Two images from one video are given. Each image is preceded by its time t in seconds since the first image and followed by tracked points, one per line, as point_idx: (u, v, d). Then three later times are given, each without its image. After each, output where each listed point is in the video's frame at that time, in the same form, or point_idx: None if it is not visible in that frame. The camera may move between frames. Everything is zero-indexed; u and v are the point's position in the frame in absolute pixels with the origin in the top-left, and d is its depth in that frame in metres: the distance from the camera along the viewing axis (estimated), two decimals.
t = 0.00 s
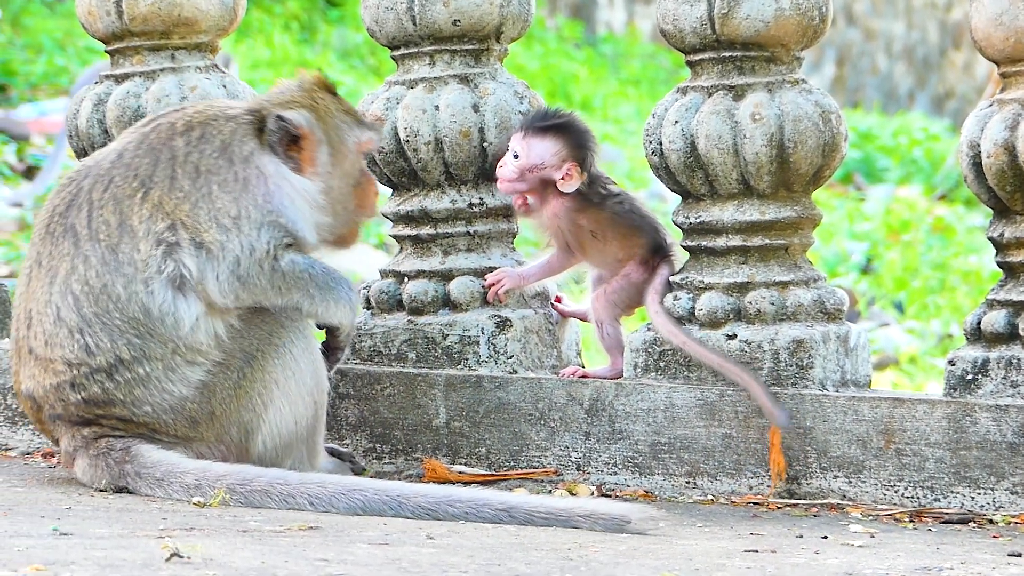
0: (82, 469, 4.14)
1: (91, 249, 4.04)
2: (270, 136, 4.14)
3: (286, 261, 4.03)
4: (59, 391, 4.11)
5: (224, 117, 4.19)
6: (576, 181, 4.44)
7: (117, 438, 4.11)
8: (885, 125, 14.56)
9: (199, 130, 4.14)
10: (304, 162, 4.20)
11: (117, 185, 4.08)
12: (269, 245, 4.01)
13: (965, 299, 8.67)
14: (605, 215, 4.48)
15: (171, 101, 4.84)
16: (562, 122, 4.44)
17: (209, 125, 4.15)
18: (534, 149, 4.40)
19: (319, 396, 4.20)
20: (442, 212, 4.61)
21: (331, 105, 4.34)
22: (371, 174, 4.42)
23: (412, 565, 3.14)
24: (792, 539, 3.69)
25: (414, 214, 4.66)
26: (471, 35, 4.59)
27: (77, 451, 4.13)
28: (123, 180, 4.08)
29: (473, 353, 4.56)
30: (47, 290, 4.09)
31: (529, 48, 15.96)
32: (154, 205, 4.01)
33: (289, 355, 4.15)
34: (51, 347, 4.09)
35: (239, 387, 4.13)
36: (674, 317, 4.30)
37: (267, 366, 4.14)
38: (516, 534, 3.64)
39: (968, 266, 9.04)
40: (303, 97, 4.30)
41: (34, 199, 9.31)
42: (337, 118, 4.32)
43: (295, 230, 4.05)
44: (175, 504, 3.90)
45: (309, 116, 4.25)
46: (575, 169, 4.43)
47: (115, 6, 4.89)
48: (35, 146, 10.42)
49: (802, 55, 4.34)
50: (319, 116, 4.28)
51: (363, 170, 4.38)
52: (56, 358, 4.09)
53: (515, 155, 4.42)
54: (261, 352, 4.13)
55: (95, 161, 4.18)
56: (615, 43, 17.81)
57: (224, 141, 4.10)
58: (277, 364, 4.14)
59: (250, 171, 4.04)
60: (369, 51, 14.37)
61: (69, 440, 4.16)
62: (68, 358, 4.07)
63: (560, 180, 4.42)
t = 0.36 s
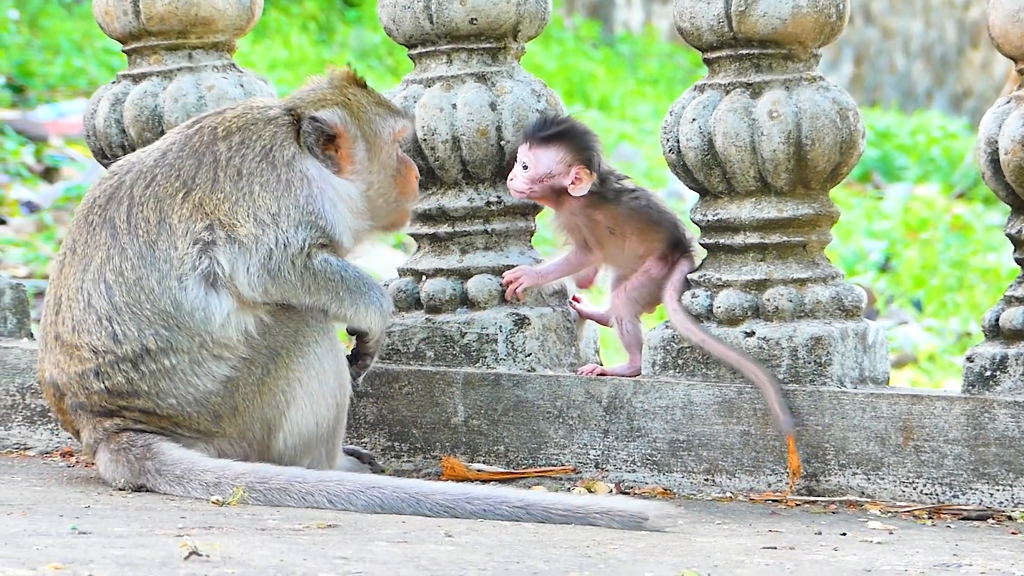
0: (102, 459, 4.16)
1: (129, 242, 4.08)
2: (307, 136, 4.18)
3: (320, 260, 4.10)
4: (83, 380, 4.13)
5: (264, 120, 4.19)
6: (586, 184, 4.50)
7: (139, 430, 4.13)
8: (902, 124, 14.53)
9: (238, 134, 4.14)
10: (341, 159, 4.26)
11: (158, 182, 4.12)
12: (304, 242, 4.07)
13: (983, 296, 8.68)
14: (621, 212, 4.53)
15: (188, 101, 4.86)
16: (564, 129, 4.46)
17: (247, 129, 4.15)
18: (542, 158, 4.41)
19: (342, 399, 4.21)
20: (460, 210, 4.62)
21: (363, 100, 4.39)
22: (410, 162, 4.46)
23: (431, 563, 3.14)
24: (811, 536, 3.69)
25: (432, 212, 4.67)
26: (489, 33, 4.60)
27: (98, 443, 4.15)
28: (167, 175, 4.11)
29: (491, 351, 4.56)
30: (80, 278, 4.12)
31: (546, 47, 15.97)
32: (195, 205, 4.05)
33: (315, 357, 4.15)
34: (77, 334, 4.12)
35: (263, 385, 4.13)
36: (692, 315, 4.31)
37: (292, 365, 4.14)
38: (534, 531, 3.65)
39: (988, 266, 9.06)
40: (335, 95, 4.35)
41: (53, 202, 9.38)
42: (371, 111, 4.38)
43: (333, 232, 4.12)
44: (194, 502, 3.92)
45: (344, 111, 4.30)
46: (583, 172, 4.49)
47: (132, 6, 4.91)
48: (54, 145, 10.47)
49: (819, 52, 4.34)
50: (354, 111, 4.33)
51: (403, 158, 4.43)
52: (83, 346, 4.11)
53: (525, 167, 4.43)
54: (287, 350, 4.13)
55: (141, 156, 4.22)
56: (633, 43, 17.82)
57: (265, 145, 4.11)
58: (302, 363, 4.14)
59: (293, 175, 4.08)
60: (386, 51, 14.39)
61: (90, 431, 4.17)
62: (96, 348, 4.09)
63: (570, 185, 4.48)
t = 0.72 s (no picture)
0: (117, 466, 4.17)
1: (130, 247, 4.09)
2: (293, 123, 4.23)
3: (326, 257, 4.14)
4: (94, 388, 4.13)
5: (252, 115, 4.23)
6: (597, 186, 4.50)
7: (153, 435, 4.14)
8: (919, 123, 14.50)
9: (228, 130, 4.18)
10: (330, 145, 4.33)
11: (152, 183, 4.14)
12: (308, 242, 4.11)
13: (1000, 295, 8.66)
14: (638, 212, 4.53)
15: (205, 99, 4.88)
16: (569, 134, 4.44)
17: (238, 124, 4.19)
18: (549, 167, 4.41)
19: (356, 395, 4.22)
20: (477, 210, 4.63)
21: (352, 86, 4.45)
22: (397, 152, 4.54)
23: (447, 563, 3.15)
24: (828, 536, 3.69)
25: (449, 212, 4.68)
26: (506, 32, 4.61)
27: (113, 448, 4.16)
28: (161, 177, 4.13)
29: (508, 350, 4.57)
30: (85, 286, 4.12)
31: (564, 46, 15.98)
32: (191, 205, 4.08)
33: (328, 355, 4.18)
34: (87, 341, 4.12)
35: (276, 384, 4.16)
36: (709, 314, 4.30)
37: (304, 363, 4.16)
38: (551, 531, 3.66)
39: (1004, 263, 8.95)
40: (324, 81, 4.39)
41: (70, 201, 9.44)
42: (360, 97, 4.44)
43: (332, 225, 4.16)
44: (211, 501, 3.94)
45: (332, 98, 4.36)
46: (593, 173, 4.49)
47: (149, 5, 4.93)
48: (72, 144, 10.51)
49: (836, 51, 4.34)
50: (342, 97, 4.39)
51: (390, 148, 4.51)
52: (93, 353, 4.11)
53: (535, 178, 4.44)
54: (299, 349, 4.16)
55: (131, 161, 4.22)
56: (651, 41, 17.83)
57: (256, 141, 4.15)
58: (314, 361, 4.17)
59: (285, 169, 4.12)
60: (404, 49, 14.41)
61: (104, 437, 4.18)
62: (106, 355, 4.10)
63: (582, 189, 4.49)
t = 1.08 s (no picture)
0: (133, 470, 4.19)
1: (145, 251, 4.11)
2: (314, 127, 4.23)
3: (342, 261, 4.15)
4: (110, 392, 4.15)
5: (272, 120, 4.24)
6: (623, 193, 4.50)
7: (168, 438, 4.16)
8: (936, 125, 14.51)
9: (247, 133, 4.20)
10: (352, 152, 4.34)
11: (168, 186, 4.16)
12: (324, 245, 4.12)
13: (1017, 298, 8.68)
14: (655, 215, 4.53)
15: (222, 102, 4.90)
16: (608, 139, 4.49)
17: (257, 128, 4.21)
18: (577, 165, 4.43)
19: (372, 399, 4.24)
20: (493, 212, 4.64)
21: (374, 93, 4.46)
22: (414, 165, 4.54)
23: (463, 565, 3.17)
24: (844, 538, 3.69)
25: (465, 214, 4.69)
26: (522, 35, 4.62)
27: (129, 452, 4.19)
28: (178, 180, 4.15)
29: (524, 353, 4.58)
30: (100, 289, 4.14)
31: (581, 48, 15.99)
32: (208, 208, 4.09)
33: (343, 359, 4.19)
34: (101, 345, 4.14)
35: (291, 388, 4.17)
36: (726, 317, 4.30)
37: (320, 366, 4.18)
38: (567, 533, 3.67)
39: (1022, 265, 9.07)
40: (347, 87, 4.42)
41: (87, 203, 9.48)
42: (382, 105, 4.44)
43: (349, 230, 4.17)
44: (227, 504, 3.96)
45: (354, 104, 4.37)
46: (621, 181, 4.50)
47: (165, 7, 4.95)
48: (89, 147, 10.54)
49: (852, 54, 4.34)
50: (365, 105, 4.40)
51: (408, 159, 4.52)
52: (108, 357, 4.14)
53: (559, 175, 4.46)
54: (314, 353, 4.18)
55: (146, 165, 4.24)
56: (668, 44, 17.84)
57: (274, 144, 4.17)
58: (330, 365, 4.19)
59: (302, 173, 4.14)
60: (421, 52, 14.44)
61: (120, 441, 4.20)
62: (121, 359, 4.12)
63: (607, 192, 4.49)
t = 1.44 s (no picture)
0: (146, 476, 4.20)
1: (157, 258, 4.13)
2: (320, 131, 4.27)
3: (354, 266, 4.18)
4: (123, 398, 4.17)
5: (278, 124, 4.27)
6: (632, 198, 4.48)
7: (181, 444, 4.17)
8: (949, 128, 14.53)
9: (255, 139, 4.22)
10: (360, 153, 4.38)
11: (180, 192, 4.18)
12: (335, 250, 4.16)
13: None
14: (665, 222, 4.54)
15: (234, 107, 4.92)
16: (615, 141, 4.47)
17: (264, 133, 4.24)
18: (588, 166, 4.42)
19: (385, 403, 4.24)
20: (506, 216, 4.65)
21: (379, 93, 4.50)
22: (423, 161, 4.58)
23: (478, 569, 3.18)
24: (857, 541, 3.68)
25: (477, 219, 4.70)
26: (534, 39, 4.62)
27: (142, 458, 4.20)
28: (190, 186, 4.17)
29: (537, 357, 4.59)
30: (112, 297, 4.16)
31: (594, 51, 16.01)
32: (218, 214, 4.11)
33: (355, 363, 4.21)
34: (114, 351, 4.15)
35: (303, 393, 4.19)
36: (738, 320, 4.31)
37: (332, 371, 4.19)
38: (581, 537, 3.68)
39: None
40: (352, 88, 4.44)
41: (101, 208, 9.52)
42: (387, 104, 4.49)
43: (360, 233, 4.21)
44: (241, 509, 3.97)
45: (360, 105, 4.40)
46: (630, 184, 4.48)
47: (178, 13, 4.97)
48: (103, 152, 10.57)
49: (864, 57, 4.34)
50: (370, 104, 4.44)
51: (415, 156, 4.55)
52: (120, 363, 4.15)
53: (571, 175, 4.46)
54: (327, 358, 4.19)
55: (155, 173, 4.26)
56: (680, 48, 17.88)
57: (282, 150, 4.20)
58: (342, 370, 4.20)
59: (312, 178, 4.18)
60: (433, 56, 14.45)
61: (133, 447, 4.22)
62: (133, 365, 4.13)
63: (616, 196, 4.47)
